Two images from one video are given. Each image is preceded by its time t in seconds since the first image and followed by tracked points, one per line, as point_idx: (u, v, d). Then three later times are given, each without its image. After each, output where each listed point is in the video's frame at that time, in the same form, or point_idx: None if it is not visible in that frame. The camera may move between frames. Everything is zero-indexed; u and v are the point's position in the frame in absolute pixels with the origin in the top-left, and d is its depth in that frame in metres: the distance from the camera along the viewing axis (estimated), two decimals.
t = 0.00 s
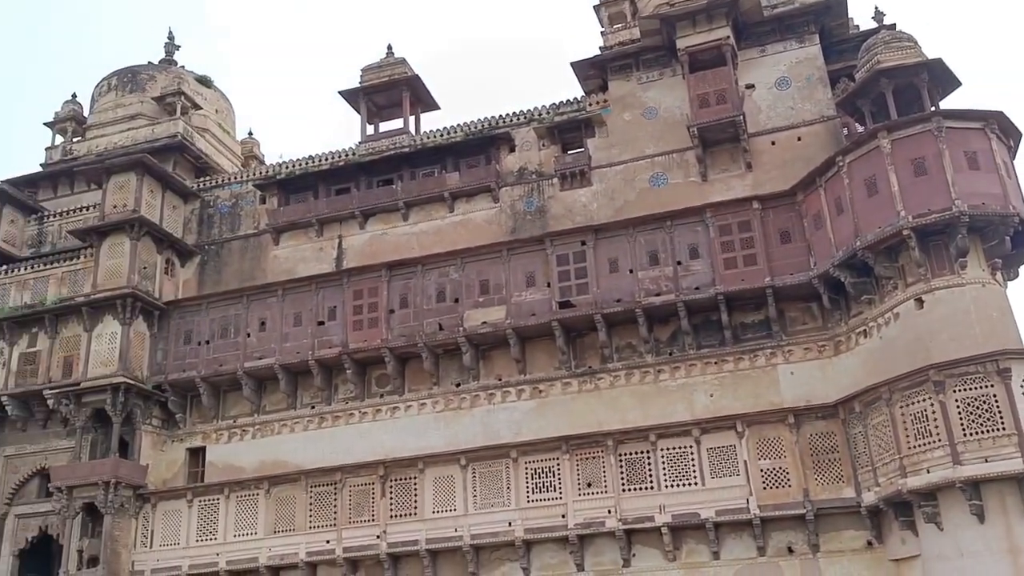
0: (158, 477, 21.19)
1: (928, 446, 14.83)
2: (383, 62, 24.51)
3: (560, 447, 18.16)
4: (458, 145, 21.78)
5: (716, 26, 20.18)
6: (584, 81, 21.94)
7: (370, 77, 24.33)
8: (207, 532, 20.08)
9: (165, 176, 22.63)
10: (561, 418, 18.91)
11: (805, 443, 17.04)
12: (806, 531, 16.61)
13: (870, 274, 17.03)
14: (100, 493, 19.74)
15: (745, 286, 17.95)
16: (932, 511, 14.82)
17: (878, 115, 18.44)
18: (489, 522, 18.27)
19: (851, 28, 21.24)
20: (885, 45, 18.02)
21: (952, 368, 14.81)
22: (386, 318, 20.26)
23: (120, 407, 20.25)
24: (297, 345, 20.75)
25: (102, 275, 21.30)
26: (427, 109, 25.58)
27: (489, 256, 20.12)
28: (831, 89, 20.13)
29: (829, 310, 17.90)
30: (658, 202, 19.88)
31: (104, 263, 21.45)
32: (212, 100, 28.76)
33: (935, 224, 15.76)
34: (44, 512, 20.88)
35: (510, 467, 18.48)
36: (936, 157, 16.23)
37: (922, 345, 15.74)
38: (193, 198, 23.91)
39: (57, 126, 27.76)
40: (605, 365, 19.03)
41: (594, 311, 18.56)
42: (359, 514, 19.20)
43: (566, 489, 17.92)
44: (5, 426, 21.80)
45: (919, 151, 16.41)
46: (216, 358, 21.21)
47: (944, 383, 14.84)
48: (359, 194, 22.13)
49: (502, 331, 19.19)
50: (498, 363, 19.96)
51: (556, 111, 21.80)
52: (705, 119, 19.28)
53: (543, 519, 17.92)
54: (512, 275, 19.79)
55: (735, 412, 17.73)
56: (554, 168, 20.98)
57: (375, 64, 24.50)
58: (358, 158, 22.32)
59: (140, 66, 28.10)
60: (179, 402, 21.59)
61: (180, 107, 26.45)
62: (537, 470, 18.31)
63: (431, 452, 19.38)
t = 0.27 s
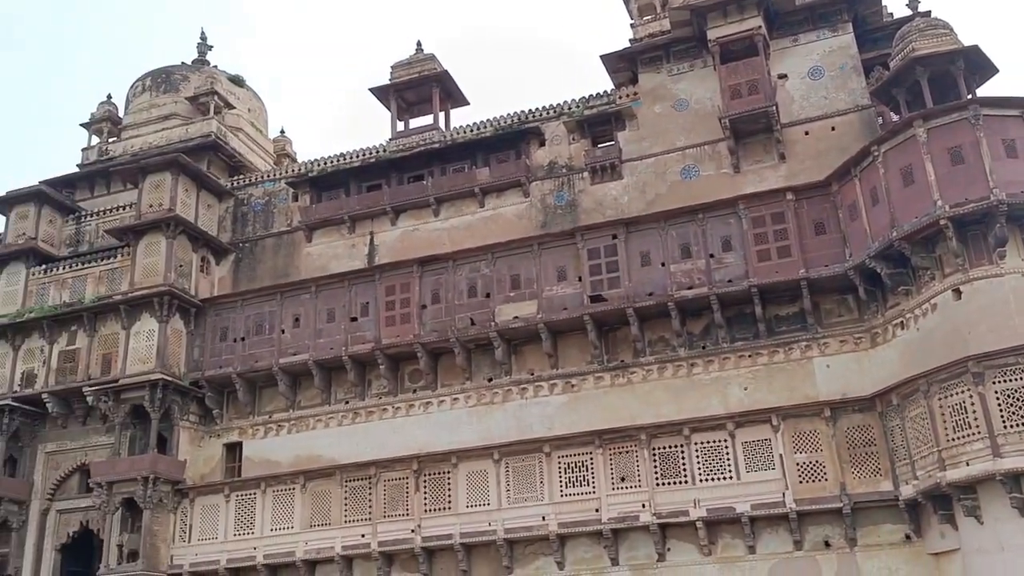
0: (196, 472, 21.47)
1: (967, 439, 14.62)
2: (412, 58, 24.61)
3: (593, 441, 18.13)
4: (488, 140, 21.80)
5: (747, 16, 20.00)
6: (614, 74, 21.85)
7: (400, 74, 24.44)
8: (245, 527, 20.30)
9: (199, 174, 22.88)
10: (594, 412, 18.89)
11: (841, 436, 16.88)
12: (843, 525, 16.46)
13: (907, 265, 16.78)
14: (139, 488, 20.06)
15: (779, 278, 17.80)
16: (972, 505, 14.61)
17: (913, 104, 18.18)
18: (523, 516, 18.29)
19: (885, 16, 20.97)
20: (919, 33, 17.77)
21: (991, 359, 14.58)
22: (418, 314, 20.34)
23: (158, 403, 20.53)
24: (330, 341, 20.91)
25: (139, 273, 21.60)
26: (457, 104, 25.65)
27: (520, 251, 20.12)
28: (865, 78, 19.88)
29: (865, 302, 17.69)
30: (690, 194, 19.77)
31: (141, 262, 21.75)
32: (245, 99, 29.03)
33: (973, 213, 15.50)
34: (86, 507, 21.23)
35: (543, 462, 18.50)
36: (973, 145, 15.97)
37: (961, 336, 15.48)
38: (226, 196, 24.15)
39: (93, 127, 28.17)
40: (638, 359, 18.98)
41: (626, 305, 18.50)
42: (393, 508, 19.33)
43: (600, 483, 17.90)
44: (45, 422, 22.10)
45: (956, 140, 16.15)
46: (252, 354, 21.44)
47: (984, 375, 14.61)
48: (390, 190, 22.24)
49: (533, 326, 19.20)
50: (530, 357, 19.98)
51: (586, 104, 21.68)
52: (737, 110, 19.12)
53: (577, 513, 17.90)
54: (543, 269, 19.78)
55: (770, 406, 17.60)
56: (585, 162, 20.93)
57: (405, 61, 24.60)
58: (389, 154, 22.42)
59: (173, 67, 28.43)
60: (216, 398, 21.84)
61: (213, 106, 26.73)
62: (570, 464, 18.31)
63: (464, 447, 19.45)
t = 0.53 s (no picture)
0: (232, 467, 21.72)
1: (1006, 431, 14.39)
2: (441, 53, 24.65)
3: (626, 435, 18.08)
4: (518, 134, 21.79)
5: (779, 5, 19.78)
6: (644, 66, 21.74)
7: (429, 69, 24.49)
8: (281, 520, 20.51)
9: (232, 172, 23.09)
10: (627, 405, 18.84)
11: (878, 429, 16.69)
12: (880, 518, 16.28)
13: (944, 255, 16.52)
14: (177, 482, 20.35)
15: (814, 269, 17.62)
16: (1013, 498, 14.38)
17: (949, 92, 17.90)
18: (556, 509, 18.29)
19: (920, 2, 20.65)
20: (955, 19, 17.46)
21: None
22: (450, 309, 20.40)
23: (194, 398, 20.78)
24: (363, 336, 21.03)
25: (174, 270, 21.87)
26: (487, 99, 25.66)
27: (551, 245, 20.09)
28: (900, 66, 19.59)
29: (902, 293, 17.46)
30: (722, 186, 19.62)
31: (176, 259, 22.02)
32: (277, 96, 29.25)
33: (1012, 201, 15.21)
34: (125, 501, 21.54)
35: (576, 456, 18.48)
36: (1012, 133, 15.68)
37: (1000, 327, 15.23)
38: (259, 193, 24.37)
39: (128, 127, 28.54)
40: (670, 352, 18.88)
41: (658, 298, 18.42)
42: (427, 502, 19.42)
43: (633, 477, 17.85)
44: (85, 418, 22.44)
45: (994, 128, 15.87)
46: (285, 349, 21.62)
47: None
48: (421, 185, 22.30)
49: (564, 320, 19.17)
50: (562, 351, 19.95)
51: (615, 97, 21.64)
52: (770, 100, 18.94)
53: (610, 507, 17.87)
54: (574, 263, 19.74)
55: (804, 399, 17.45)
56: (615, 154, 20.84)
57: (435, 56, 24.64)
58: (419, 150, 22.49)
59: (206, 65, 28.71)
60: (251, 393, 22.07)
61: (245, 104, 26.96)
62: (603, 458, 18.27)
63: (496, 441, 19.49)
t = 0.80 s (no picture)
0: (267, 461, 21.95)
1: None
2: (470, 48, 24.67)
3: (658, 429, 18.02)
4: (547, 128, 21.76)
5: None
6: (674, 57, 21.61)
7: (458, 64, 24.52)
8: (315, 514, 20.70)
9: (264, 169, 23.29)
10: (659, 399, 18.79)
11: (914, 422, 16.50)
12: (916, 512, 16.09)
13: (981, 246, 16.27)
14: (213, 476, 20.60)
15: (848, 261, 17.44)
16: None
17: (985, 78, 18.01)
18: (589, 504, 18.28)
19: None
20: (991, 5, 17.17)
21: None
22: (480, 303, 20.44)
23: (229, 393, 21.01)
24: (394, 331, 21.14)
25: (208, 267, 22.12)
26: (516, 93, 25.65)
27: (581, 238, 20.05)
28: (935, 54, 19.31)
29: (938, 284, 17.22)
30: (753, 178, 19.47)
31: (210, 256, 22.27)
32: (307, 94, 29.46)
33: None
34: (162, 496, 21.84)
35: (608, 450, 18.46)
36: None
37: None
38: (290, 190, 24.56)
39: (162, 126, 28.88)
40: (702, 345, 18.79)
41: (690, 291, 18.33)
42: (459, 496, 19.50)
43: (665, 471, 17.79)
44: (122, 414, 22.76)
45: None
46: (318, 345, 21.79)
47: None
48: (451, 180, 22.34)
49: (595, 314, 19.13)
50: (593, 345, 19.93)
51: (645, 89, 21.57)
52: (802, 90, 18.74)
53: (643, 501, 17.83)
54: (605, 257, 19.68)
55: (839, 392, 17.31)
56: (645, 147, 20.74)
57: (463, 51, 24.66)
58: (449, 145, 22.55)
59: (238, 64, 28.98)
60: (285, 389, 22.29)
61: (277, 101, 27.16)
62: (635, 452, 18.23)
63: (528, 435, 19.52)
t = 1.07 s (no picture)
0: (301, 456, 22.16)
1: None
2: (498, 44, 24.65)
3: (691, 423, 17.93)
4: (576, 122, 21.70)
5: None
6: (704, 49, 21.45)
7: (487, 59, 24.54)
8: (349, 509, 20.85)
9: (295, 167, 23.45)
10: (691, 393, 18.71)
11: (952, 415, 16.26)
12: (955, 507, 15.87)
13: (1020, 236, 15.98)
14: (248, 471, 20.83)
15: (883, 253, 17.22)
16: None
17: None
18: (622, 498, 18.24)
19: None
20: None
21: None
22: (511, 298, 20.45)
23: (264, 389, 21.21)
24: (425, 327, 21.22)
25: (242, 265, 22.33)
26: (545, 88, 25.62)
27: (612, 232, 19.98)
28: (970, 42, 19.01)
29: (975, 275, 16.95)
30: (786, 169, 19.29)
31: (243, 254, 22.46)
32: (338, 92, 29.61)
33: None
34: (199, 491, 22.12)
35: (640, 444, 18.40)
36: None
37: None
38: (321, 187, 24.70)
39: (194, 125, 29.20)
40: (735, 339, 18.68)
41: (722, 285, 18.21)
42: (492, 490, 19.54)
43: (698, 465, 17.70)
44: (159, 410, 23.06)
45: None
46: (350, 341, 21.93)
47: None
48: (480, 176, 22.36)
49: (626, 308, 19.07)
50: (624, 340, 19.88)
51: (675, 82, 21.44)
52: (835, 80, 18.53)
53: (676, 496, 17.76)
54: (635, 251, 19.60)
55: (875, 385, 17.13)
56: (676, 140, 20.62)
57: (492, 46, 24.66)
58: (478, 140, 22.58)
59: (269, 63, 29.20)
60: (318, 384, 22.47)
61: (307, 99, 27.34)
62: (668, 447, 18.15)
63: (560, 430, 19.53)
